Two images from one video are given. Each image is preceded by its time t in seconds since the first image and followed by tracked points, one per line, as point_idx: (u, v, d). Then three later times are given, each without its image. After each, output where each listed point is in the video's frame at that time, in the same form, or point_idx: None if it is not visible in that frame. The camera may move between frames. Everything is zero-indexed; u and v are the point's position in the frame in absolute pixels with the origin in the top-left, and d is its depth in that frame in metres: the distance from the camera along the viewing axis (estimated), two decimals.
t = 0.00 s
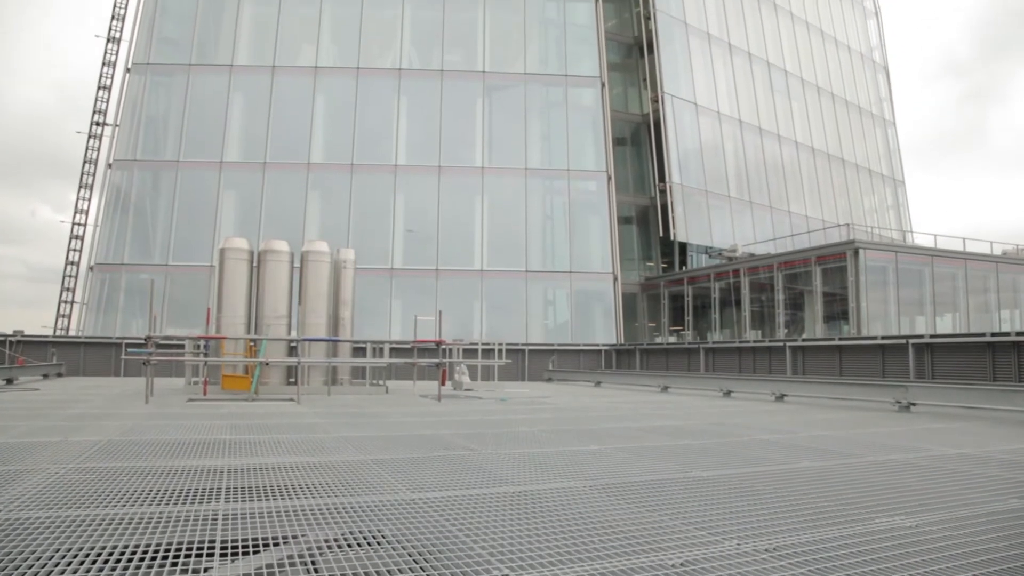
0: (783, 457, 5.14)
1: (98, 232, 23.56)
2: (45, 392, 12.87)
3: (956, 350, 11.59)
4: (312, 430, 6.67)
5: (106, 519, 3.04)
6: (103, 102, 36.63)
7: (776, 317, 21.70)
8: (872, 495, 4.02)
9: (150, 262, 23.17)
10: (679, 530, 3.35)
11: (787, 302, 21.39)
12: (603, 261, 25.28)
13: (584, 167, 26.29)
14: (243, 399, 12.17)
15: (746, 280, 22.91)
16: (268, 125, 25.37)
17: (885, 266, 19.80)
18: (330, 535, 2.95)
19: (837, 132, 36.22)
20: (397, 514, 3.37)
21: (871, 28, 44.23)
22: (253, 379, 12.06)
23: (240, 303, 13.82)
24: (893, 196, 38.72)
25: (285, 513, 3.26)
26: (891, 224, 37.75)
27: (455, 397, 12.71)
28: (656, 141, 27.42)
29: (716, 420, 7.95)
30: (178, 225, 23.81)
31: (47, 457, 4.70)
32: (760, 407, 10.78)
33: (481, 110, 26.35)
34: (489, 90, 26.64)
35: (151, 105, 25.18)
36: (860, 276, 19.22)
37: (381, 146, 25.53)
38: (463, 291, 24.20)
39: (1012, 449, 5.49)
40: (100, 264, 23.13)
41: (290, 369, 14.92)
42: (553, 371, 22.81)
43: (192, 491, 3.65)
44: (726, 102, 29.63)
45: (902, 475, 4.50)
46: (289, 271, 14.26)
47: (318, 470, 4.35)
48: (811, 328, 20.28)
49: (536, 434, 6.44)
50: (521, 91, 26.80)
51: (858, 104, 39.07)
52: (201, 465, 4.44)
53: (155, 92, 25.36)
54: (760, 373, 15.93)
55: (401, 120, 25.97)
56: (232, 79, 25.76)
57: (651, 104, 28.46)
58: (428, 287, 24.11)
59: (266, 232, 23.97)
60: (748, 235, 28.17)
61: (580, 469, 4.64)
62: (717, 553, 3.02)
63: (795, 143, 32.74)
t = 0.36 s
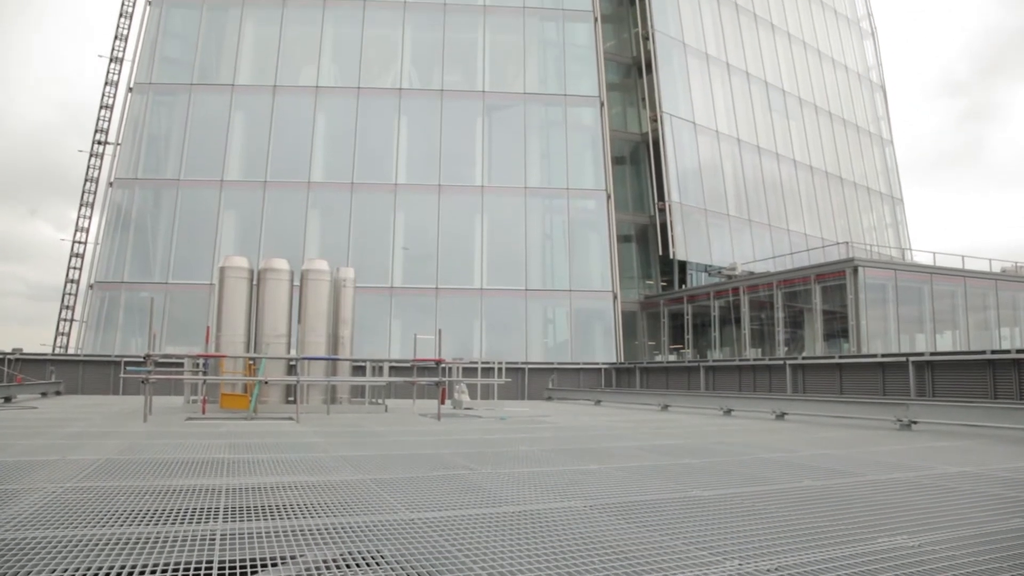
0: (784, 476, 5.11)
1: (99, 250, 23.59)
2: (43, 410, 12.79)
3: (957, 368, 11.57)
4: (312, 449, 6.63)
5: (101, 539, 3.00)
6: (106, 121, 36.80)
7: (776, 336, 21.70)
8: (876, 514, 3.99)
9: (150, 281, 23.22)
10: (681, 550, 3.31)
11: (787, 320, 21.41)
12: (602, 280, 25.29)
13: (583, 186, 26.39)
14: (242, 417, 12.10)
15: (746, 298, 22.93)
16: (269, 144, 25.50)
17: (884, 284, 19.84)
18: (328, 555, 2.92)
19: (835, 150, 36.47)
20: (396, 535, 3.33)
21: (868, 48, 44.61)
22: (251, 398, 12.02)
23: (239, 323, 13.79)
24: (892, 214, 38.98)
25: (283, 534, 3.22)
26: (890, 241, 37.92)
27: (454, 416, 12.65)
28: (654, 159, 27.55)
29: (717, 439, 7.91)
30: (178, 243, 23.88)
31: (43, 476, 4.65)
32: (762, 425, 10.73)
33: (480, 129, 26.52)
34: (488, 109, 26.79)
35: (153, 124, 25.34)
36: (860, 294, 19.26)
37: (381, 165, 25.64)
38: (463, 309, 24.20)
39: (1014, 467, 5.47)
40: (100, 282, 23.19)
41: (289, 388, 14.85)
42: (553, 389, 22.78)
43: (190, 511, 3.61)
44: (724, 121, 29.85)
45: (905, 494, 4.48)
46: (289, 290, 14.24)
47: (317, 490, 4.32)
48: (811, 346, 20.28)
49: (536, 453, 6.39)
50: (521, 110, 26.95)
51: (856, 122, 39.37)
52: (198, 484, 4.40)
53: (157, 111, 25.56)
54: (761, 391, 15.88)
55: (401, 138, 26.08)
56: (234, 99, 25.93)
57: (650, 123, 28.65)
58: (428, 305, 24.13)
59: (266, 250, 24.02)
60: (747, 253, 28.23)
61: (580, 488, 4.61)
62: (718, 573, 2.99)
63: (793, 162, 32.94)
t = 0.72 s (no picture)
0: (785, 490, 5.09)
1: (99, 264, 23.61)
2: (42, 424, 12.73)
3: (958, 381, 11.56)
4: (311, 463, 6.60)
5: (100, 553, 2.98)
6: (106, 134, 36.90)
7: (776, 349, 21.70)
8: (877, 528, 3.97)
9: (150, 294, 23.24)
10: (682, 564, 3.29)
11: (787, 333, 21.42)
12: (602, 294, 25.30)
13: (582, 200, 26.47)
14: (242, 431, 12.06)
15: (746, 312, 22.95)
16: (270, 158, 25.59)
17: (884, 297, 19.85)
18: (327, 569, 2.90)
19: (834, 164, 36.63)
20: (396, 549, 3.31)
21: (865, 63, 44.92)
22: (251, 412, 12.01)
23: (238, 337, 13.76)
24: (890, 228, 39.14)
25: (282, 548, 3.20)
26: (889, 254, 38.02)
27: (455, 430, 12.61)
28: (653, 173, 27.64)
29: (719, 453, 7.89)
30: (179, 257, 23.93)
31: (41, 490, 4.63)
32: (762, 439, 10.70)
33: (480, 142, 26.62)
34: (488, 124, 26.89)
35: (154, 138, 25.44)
36: (859, 307, 19.28)
37: (382, 179, 25.70)
38: (463, 323, 24.19)
39: (1015, 480, 5.46)
40: (100, 295, 23.22)
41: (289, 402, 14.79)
42: (552, 403, 22.75)
43: (189, 525, 3.59)
44: (724, 135, 30.01)
45: (906, 507, 4.46)
46: (289, 304, 14.22)
47: (317, 504, 4.30)
48: (812, 358, 20.27)
49: (536, 467, 6.37)
50: (521, 124, 27.06)
51: (854, 136, 39.59)
52: (197, 498, 4.37)
53: (158, 125, 25.67)
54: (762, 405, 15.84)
55: (401, 151, 26.17)
56: (234, 113, 26.04)
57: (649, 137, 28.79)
58: (428, 319, 24.13)
59: (266, 264, 24.05)
60: (747, 267, 28.27)
61: (581, 502, 4.59)
62: None
63: (792, 176, 33.07)
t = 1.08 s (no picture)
0: (787, 505, 5.06)
1: (99, 278, 23.63)
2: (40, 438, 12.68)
3: (959, 395, 11.54)
4: (311, 478, 6.57)
5: (97, 570, 2.95)
6: (107, 149, 37.02)
7: (776, 363, 21.69)
8: (879, 544, 3.94)
9: (150, 308, 23.25)
10: None
11: (787, 347, 21.42)
12: (602, 308, 25.30)
13: (582, 214, 26.53)
14: (241, 446, 12.00)
15: (746, 326, 22.97)
16: (270, 173, 25.66)
17: (884, 311, 19.85)
18: None
19: (833, 178, 36.78)
20: (395, 565, 3.27)
21: (863, 78, 45.21)
22: (249, 427, 11.96)
23: (238, 352, 13.72)
24: (889, 241, 39.24)
25: (281, 564, 3.17)
26: (889, 268, 38.10)
27: (454, 445, 12.57)
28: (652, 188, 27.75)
29: (719, 468, 7.86)
30: (179, 270, 23.98)
31: (37, 505, 4.59)
32: (763, 454, 10.67)
33: (480, 157, 26.71)
34: (488, 139, 26.99)
35: (155, 153, 25.51)
36: (859, 321, 19.30)
37: (382, 194, 25.75)
38: (462, 337, 24.17)
39: (1018, 495, 5.43)
40: (100, 309, 23.24)
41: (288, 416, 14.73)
42: (552, 418, 22.70)
43: (187, 541, 3.55)
44: (723, 150, 30.16)
45: (909, 522, 4.43)
46: (288, 318, 14.20)
47: (316, 519, 4.26)
48: (812, 372, 20.25)
49: (537, 482, 6.33)
50: (520, 139, 27.17)
51: (852, 151, 39.78)
52: (195, 514, 4.33)
53: (159, 140, 25.75)
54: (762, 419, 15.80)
55: (401, 166, 26.26)
56: (235, 128, 26.13)
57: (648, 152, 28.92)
58: (428, 333, 24.12)
59: (266, 278, 24.07)
60: (746, 281, 28.31)
61: (582, 518, 4.56)
62: None
63: (791, 190, 33.19)
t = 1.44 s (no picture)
0: (788, 518, 5.04)
1: (99, 290, 23.63)
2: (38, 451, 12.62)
3: (960, 407, 11.51)
4: (310, 491, 6.55)
5: None
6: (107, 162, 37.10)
7: (776, 376, 21.69)
8: (880, 557, 3.92)
9: (150, 321, 23.24)
10: None
11: (788, 360, 21.42)
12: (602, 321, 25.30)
13: (582, 227, 26.57)
14: (239, 459, 11.93)
15: (746, 338, 22.98)
16: (270, 187, 25.68)
17: (884, 323, 19.84)
18: None
19: (832, 191, 36.90)
20: None
21: (861, 91, 45.47)
22: (249, 440, 11.91)
23: (237, 365, 13.68)
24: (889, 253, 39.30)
25: None
26: (888, 281, 38.16)
27: (454, 458, 12.52)
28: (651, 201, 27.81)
29: (720, 481, 7.83)
30: (180, 283, 23.99)
31: (35, 518, 4.56)
32: (763, 467, 10.64)
33: (480, 170, 26.81)
34: (488, 152, 27.07)
35: (155, 166, 25.57)
36: (859, 334, 19.29)
37: (382, 207, 25.78)
38: (462, 350, 24.15)
39: (1019, 508, 5.42)
40: (99, 321, 23.23)
41: (287, 430, 14.66)
42: (552, 432, 22.62)
43: (187, 555, 3.52)
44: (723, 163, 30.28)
45: (910, 535, 4.42)
46: (288, 331, 14.17)
47: (317, 533, 4.24)
48: (812, 384, 20.24)
49: (537, 496, 6.30)
50: (520, 152, 27.27)
51: (851, 164, 39.94)
52: (194, 528, 4.30)
53: (160, 153, 25.82)
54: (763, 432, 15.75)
55: (401, 179, 26.34)
56: (235, 141, 26.20)
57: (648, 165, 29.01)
58: (428, 346, 24.09)
59: (266, 291, 24.07)
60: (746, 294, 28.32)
61: (583, 532, 4.53)
62: None
63: (790, 203, 33.28)
